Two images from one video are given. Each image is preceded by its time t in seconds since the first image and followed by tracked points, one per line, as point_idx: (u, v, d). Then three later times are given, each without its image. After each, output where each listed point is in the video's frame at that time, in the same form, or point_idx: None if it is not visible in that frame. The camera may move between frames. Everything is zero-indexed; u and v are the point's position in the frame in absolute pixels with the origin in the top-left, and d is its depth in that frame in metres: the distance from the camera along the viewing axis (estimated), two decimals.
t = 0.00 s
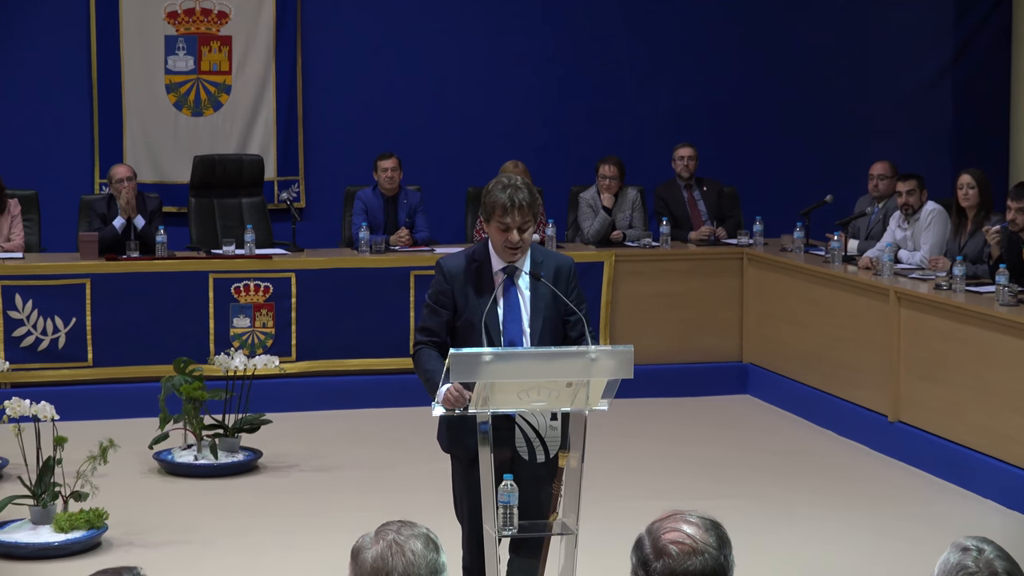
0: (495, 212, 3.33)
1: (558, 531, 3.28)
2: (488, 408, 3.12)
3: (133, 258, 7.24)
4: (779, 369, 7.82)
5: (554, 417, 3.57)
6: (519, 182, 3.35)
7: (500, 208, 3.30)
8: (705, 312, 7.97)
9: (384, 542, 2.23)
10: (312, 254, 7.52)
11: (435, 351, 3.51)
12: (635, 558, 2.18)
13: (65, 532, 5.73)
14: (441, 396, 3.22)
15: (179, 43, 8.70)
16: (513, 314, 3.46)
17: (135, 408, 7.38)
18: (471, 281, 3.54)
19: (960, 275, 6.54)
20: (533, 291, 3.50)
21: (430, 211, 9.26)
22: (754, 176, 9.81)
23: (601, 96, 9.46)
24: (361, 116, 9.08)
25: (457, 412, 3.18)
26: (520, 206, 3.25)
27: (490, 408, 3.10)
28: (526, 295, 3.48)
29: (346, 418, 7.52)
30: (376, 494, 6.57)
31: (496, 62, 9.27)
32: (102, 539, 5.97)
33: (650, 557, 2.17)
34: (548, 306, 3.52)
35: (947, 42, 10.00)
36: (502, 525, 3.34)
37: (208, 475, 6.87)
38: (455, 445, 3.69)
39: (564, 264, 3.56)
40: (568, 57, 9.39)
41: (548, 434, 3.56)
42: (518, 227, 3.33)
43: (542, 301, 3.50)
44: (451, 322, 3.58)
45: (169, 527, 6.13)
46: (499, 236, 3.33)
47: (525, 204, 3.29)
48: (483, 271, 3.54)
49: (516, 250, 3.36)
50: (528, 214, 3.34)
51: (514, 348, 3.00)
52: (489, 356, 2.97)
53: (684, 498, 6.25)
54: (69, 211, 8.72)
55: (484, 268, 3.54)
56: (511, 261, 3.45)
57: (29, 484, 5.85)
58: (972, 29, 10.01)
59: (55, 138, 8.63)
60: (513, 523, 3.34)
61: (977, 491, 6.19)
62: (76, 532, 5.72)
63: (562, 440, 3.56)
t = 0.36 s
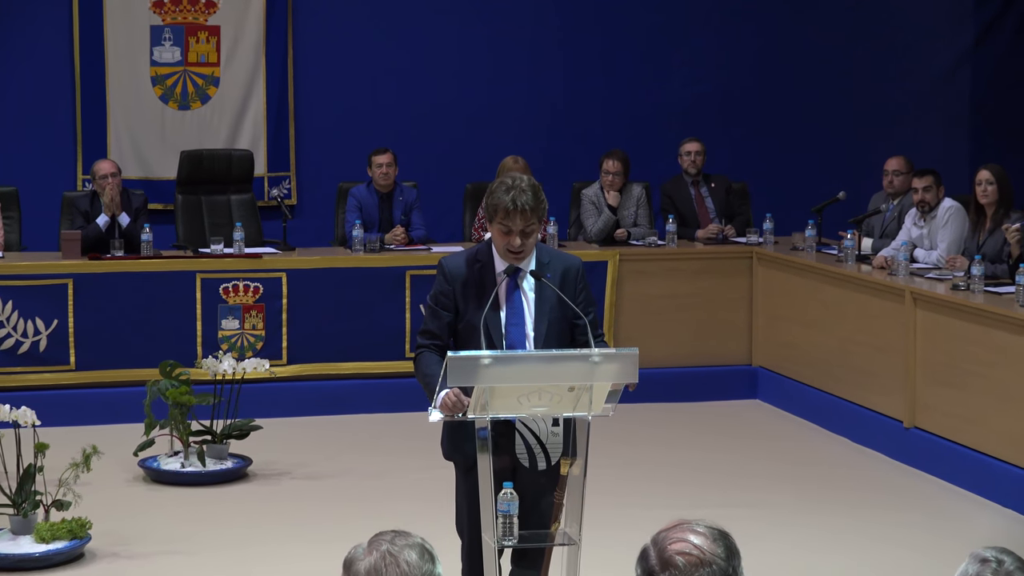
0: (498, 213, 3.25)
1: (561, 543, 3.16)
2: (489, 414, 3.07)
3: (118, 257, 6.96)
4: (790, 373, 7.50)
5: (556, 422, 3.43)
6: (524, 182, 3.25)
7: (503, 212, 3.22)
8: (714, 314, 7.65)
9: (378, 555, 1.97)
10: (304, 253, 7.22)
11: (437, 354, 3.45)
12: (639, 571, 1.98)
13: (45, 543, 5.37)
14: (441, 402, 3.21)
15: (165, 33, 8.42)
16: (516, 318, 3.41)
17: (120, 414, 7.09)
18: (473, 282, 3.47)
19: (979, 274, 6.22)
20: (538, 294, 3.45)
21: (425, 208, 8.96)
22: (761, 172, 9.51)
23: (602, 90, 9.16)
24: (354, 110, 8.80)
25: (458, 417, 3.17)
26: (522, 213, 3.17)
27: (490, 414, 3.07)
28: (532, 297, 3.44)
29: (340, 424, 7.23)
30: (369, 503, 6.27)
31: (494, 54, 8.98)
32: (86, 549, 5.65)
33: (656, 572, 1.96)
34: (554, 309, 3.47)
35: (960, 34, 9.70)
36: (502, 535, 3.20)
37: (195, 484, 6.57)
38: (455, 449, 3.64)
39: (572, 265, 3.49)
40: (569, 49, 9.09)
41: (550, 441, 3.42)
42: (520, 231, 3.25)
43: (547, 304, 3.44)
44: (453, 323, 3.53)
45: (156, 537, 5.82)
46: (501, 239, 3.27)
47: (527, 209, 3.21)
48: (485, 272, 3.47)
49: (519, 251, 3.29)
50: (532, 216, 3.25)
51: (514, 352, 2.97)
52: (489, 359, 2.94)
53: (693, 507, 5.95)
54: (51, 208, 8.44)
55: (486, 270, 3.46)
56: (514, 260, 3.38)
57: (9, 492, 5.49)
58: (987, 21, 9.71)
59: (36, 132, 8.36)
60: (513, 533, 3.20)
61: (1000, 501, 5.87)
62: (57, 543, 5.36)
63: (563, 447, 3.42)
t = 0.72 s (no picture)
0: (500, 209, 3.10)
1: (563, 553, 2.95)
2: (489, 420, 2.89)
3: (101, 256, 6.67)
4: (801, 377, 7.17)
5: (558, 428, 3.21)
6: (528, 177, 3.10)
7: (505, 207, 3.07)
8: (723, 317, 7.30)
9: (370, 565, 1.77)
10: (294, 251, 6.92)
11: (437, 358, 3.30)
12: None
13: (26, 553, 5.01)
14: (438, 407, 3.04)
15: (150, 23, 8.13)
16: (518, 319, 3.23)
17: (104, 420, 6.81)
18: (475, 281, 3.32)
19: (999, 274, 5.90)
20: (543, 296, 3.27)
21: (421, 205, 8.67)
22: (769, 168, 9.21)
23: (604, 83, 8.87)
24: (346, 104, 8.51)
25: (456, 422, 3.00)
26: (526, 208, 3.02)
27: (488, 418, 2.90)
28: (536, 299, 3.25)
29: (333, 430, 6.94)
30: (362, 512, 5.97)
31: (492, 45, 8.69)
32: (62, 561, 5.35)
33: None
34: (560, 311, 3.29)
35: (972, 26, 9.41)
36: (501, 546, 3.00)
37: (181, 492, 6.28)
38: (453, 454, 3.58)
39: (579, 267, 3.33)
40: (570, 40, 8.80)
41: (552, 449, 3.21)
42: (523, 228, 3.10)
43: (552, 305, 3.26)
44: (455, 324, 3.38)
45: (136, 547, 5.52)
46: (503, 236, 3.11)
47: (531, 205, 3.06)
48: (489, 271, 3.32)
49: (522, 250, 3.13)
50: (536, 213, 3.10)
51: (515, 354, 2.78)
52: (487, 362, 2.75)
53: (701, 516, 5.65)
54: (32, 205, 8.15)
55: (490, 269, 3.32)
56: (517, 261, 3.22)
57: None
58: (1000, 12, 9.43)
59: (17, 127, 8.07)
60: (513, 545, 3.00)
61: None
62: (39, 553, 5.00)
63: (566, 455, 3.20)
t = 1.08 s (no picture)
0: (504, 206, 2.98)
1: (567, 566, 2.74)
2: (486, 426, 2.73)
3: (84, 255, 6.39)
4: (813, 381, 6.86)
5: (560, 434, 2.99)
6: (532, 175, 3.01)
7: (510, 202, 2.95)
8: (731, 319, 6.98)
9: None
10: (286, 250, 6.63)
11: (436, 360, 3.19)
12: None
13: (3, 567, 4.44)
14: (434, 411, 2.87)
15: (135, 12, 7.84)
16: (522, 323, 3.14)
17: (87, 426, 6.52)
18: (478, 281, 3.22)
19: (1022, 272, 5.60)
20: (549, 300, 3.18)
21: (417, 202, 8.38)
22: (778, 164, 8.91)
23: (605, 76, 8.57)
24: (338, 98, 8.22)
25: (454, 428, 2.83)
26: (531, 202, 2.91)
27: (487, 425, 2.73)
28: (542, 304, 3.16)
29: (326, 436, 6.64)
30: (354, 522, 5.67)
31: (489, 36, 8.39)
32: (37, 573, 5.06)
33: None
34: (567, 317, 3.20)
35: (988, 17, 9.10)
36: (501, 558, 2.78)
37: (167, 500, 5.99)
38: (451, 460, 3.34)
39: (587, 269, 3.24)
40: (572, 30, 8.50)
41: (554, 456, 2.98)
42: (527, 225, 2.98)
43: (558, 309, 3.17)
44: (456, 326, 3.27)
45: (114, 559, 5.23)
46: (507, 233, 2.98)
47: (537, 200, 2.95)
48: (492, 272, 3.22)
49: (524, 249, 3.01)
50: (541, 212, 3.00)
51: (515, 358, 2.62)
52: (486, 366, 2.59)
53: (710, 527, 5.35)
54: (13, 202, 7.86)
55: (493, 269, 3.21)
56: (519, 262, 3.11)
57: None
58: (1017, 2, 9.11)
59: None
60: (513, 557, 2.79)
61: None
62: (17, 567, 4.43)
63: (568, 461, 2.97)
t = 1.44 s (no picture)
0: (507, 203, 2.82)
1: None
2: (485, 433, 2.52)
3: (65, 254, 6.12)
4: (826, 386, 6.57)
5: (561, 440, 2.78)
6: (539, 170, 2.83)
7: (512, 200, 2.79)
8: (741, 321, 6.70)
9: None
10: (276, 249, 6.35)
11: (434, 362, 3.00)
12: None
13: None
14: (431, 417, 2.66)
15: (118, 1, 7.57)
16: (523, 327, 2.95)
17: (70, 433, 6.25)
18: (478, 280, 3.01)
19: None
20: (554, 303, 2.99)
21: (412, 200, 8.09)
22: (787, 160, 8.61)
23: (607, 69, 8.27)
24: (330, 92, 7.93)
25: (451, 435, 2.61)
26: (534, 200, 2.75)
27: (486, 431, 2.52)
28: (546, 306, 2.98)
29: (318, 444, 6.36)
30: (343, 534, 5.39)
31: (487, 25, 8.10)
32: None
33: None
34: (572, 321, 3.01)
35: (1009, 6, 8.76)
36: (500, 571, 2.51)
37: (151, 510, 5.71)
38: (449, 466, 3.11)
39: (595, 270, 3.04)
40: (573, 21, 8.21)
41: (555, 464, 2.77)
42: (531, 224, 2.81)
43: (563, 313, 2.98)
44: (456, 327, 3.07)
45: (88, 572, 4.95)
46: (509, 232, 2.82)
47: (540, 199, 2.78)
48: (495, 271, 3.02)
49: (526, 249, 2.85)
50: (546, 210, 2.83)
51: (516, 362, 2.39)
52: (485, 371, 2.37)
53: (719, 538, 5.07)
54: None
55: (495, 268, 3.01)
56: (522, 261, 2.94)
57: None
58: None
59: None
60: (513, 568, 2.51)
61: None
62: None
63: (570, 471, 2.76)
